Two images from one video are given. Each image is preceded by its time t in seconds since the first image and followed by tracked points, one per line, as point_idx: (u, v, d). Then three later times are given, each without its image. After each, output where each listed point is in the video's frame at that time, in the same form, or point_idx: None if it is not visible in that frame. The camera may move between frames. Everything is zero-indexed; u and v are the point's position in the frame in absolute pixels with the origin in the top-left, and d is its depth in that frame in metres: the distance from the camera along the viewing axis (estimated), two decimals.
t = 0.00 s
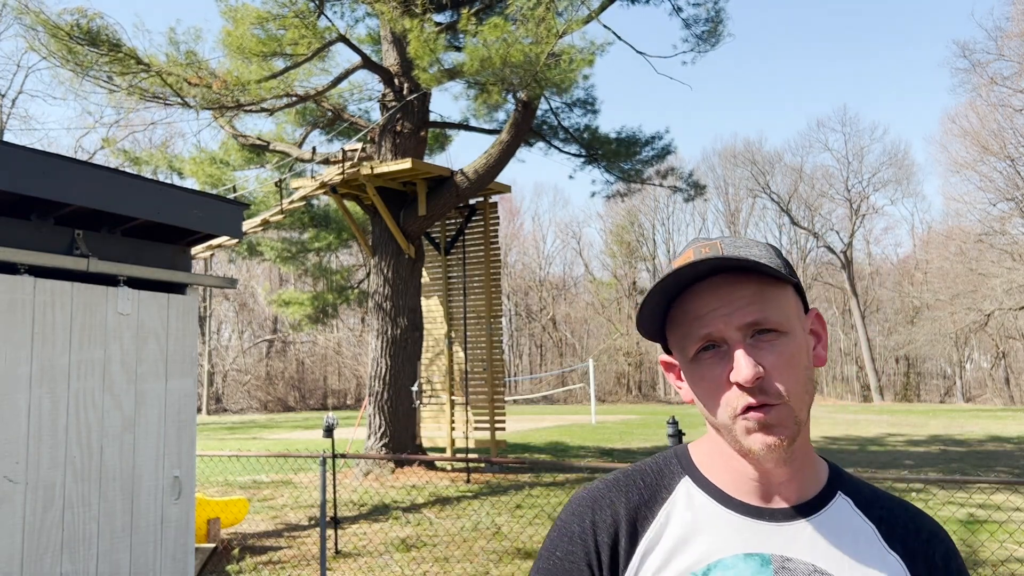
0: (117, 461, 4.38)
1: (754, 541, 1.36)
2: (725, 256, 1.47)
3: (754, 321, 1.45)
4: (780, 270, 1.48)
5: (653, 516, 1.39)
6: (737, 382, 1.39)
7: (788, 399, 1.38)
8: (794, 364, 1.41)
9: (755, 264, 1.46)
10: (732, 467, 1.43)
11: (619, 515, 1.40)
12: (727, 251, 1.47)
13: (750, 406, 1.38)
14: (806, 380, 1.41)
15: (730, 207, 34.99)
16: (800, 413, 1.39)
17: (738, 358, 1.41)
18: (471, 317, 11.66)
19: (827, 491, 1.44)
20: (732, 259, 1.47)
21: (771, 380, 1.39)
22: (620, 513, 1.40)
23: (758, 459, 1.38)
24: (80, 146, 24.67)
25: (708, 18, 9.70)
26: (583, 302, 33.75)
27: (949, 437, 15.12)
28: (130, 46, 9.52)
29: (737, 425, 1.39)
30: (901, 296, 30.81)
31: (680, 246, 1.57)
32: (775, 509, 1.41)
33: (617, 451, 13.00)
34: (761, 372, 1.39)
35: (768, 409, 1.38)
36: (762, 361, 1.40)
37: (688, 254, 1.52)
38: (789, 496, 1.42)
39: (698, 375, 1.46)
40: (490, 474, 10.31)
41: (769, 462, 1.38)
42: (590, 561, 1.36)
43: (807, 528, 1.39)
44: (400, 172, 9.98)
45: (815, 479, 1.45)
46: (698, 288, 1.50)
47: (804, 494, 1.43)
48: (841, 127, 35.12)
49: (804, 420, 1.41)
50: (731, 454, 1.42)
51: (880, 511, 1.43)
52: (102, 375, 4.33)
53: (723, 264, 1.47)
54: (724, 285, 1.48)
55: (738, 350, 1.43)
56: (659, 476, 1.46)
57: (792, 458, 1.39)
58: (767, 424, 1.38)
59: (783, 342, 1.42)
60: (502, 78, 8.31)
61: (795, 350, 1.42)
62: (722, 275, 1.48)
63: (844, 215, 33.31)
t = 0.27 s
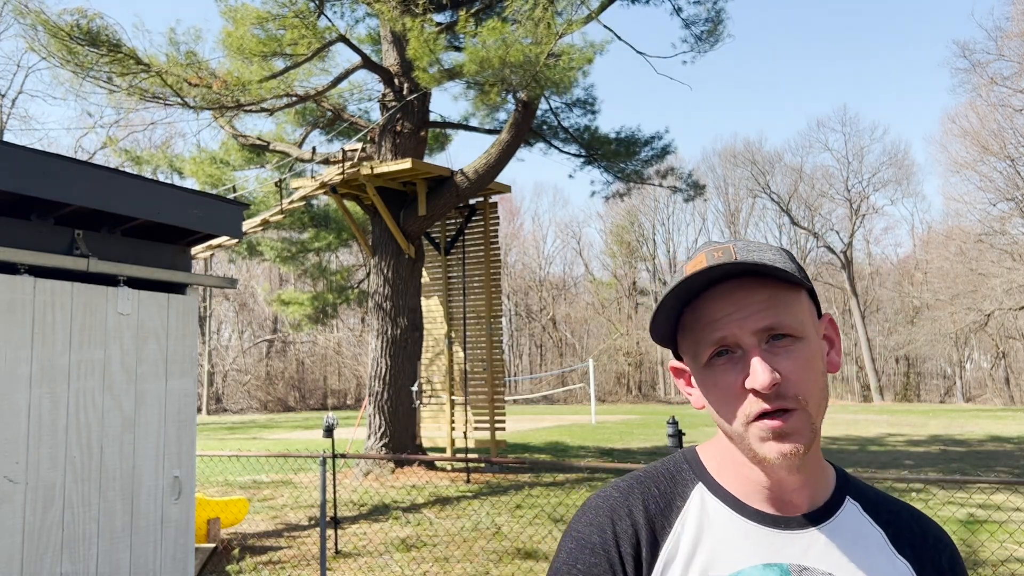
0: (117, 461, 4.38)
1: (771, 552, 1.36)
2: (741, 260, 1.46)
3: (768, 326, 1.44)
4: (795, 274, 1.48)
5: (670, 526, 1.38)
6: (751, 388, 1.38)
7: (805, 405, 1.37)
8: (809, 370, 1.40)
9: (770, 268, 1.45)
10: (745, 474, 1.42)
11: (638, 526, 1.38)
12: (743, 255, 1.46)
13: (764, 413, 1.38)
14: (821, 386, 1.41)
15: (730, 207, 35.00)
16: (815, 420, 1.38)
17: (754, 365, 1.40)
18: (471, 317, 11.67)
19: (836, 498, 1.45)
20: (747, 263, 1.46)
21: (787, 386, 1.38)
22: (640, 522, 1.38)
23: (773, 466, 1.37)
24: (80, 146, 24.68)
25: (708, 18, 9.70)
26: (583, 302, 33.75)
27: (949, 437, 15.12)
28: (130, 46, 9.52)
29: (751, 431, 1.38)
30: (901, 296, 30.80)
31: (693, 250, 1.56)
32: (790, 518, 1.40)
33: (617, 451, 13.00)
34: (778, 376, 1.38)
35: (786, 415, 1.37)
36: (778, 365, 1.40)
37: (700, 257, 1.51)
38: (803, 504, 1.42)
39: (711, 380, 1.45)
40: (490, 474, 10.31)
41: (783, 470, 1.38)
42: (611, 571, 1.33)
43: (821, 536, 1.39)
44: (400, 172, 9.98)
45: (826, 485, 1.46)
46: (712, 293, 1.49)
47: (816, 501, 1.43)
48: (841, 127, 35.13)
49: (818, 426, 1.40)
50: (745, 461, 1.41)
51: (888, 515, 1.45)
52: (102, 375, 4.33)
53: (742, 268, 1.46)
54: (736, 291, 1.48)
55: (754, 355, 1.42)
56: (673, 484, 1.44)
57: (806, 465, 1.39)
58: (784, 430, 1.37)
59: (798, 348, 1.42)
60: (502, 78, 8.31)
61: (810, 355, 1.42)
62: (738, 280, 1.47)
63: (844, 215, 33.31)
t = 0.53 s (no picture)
0: (117, 461, 4.38)
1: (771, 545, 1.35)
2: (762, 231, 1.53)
3: (781, 303, 1.47)
4: (807, 259, 1.55)
5: (671, 520, 1.38)
6: (760, 352, 1.38)
7: (814, 377, 1.37)
8: (819, 346, 1.40)
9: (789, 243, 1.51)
10: (746, 452, 1.41)
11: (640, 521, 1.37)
12: (762, 227, 1.53)
13: (771, 379, 1.37)
14: (828, 367, 1.41)
15: (730, 207, 34.99)
16: (823, 399, 1.37)
17: (766, 332, 1.40)
18: (471, 317, 11.67)
19: (837, 495, 1.45)
20: (767, 238, 1.54)
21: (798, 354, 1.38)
22: (641, 512, 1.38)
23: (777, 439, 1.36)
24: (80, 146, 24.69)
25: (708, 18, 9.69)
26: (583, 302, 33.75)
27: (950, 437, 15.11)
28: (130, 46, 9.52)
29: (757, 399, 1.37)
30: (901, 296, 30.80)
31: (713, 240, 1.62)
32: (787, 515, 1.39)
33: (617, 451, 13.00)
34: (788, 346, 1.38)
35: (796, 385, 1.36)
36: (790, 336, 1.40)
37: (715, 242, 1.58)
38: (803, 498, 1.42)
39: (721, 350, 1.45)
40: (490, 474, 10.31)
41: (787, 443, 1.37)
42: (612, 563, 1.33)
43: (824, 529, 1.39)
44: (400, 172, 9.98)
45: (827, 478, 1.46)
46: (726, 268, 1.54)
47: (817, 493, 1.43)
48: (842, 127, 35.11)
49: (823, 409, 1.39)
50: (746, 433, 1.40)
51: (889, 511, 1.45)
52: (102, 375, 4.34)
53: (764, 241, 1.54)
54: (751, 271, 1.52)
55: (765, 325, 1.42)
56: (674, 478, 1.45)
57: (809, 446, 1.38)
58: (793, 398, 1.35)
59: (809, 324, 1.44)
60: (501, 78, 8.30)
61: (819, 334, 1.43)
62: (756, 257, 1.54)
63: (844, 215, 33.29)
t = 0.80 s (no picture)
0: (117, 461, 4.38)
1: (753, 531, 1.36)
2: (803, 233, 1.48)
3: (803, 307, 1.44)
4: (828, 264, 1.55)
5: (655, 505, 1.42)
6: (783, 356, 1.36)
7: (825, 386, 1.37)
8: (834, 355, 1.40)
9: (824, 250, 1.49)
10: (744, 446, 1.40)
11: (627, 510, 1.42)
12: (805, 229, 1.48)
13: (790, 382, 1.35)
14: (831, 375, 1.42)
15: (730, 207, 34.99)
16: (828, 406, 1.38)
17: (793, 337, 1.37)
18: (471, 317, 11.67)
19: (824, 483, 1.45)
20: (799, 240, 1.50)
21: (819, 361, 1.37)
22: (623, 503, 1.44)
23: (782, 441, 1.36)
24: (80, 146, 24.71)
25: (708, 18, 9.69)
26: (583, 302, 33.74)
27: (949, 437, 15.12)
28: (130, 46, 9.51)
29: (771, 399, 1.35)
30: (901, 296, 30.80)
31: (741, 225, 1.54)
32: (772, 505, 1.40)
33: (617, 451, 13.00)
34: (811, 353, 1.36)
35: (811, 391, 1.35)
36: (813, 342, 1.38)
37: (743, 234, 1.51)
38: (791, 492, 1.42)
39: (740, 344, 1.40)
40: (490, 474, 10.31)
41: (788, 443, 1.37)
42: (595, 549, 1.39)
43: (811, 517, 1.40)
44: (400, 172, 9.97)
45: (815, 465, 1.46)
46: (756, 263, 1.47)
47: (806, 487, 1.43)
48: (841, 127, 35.12)
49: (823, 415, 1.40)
50: (752, 429, 1.38)
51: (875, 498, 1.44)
52: (102, 375, 4.33)
53: (803, 244, 1.50)
54: (779, 270, 1.48)
55: (791, 327, 1.39)
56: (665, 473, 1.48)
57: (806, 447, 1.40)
58: (808, 405, 1.35)
59: (827, 332, 1.43)
60: (501, 77, 8.30)
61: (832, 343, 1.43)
62: (787, 255, 1.50)
63: (844, 215, 33.29)
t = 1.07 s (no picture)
0: (117, 461, 4.38)
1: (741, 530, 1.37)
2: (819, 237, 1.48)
3: (813, 310, 1.43)
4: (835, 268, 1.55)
5: (646, 502, 1.45)
6: (794, 357, 1.34)
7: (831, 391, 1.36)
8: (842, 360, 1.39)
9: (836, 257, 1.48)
10: (745, 442, 1.40)
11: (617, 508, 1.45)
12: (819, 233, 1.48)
13: (800, 384, 1.34)
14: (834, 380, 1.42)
15: (730, 207, 35.00)
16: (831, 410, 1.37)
17: (804, 340, 1.36)
18: (471, 317, 11.67)
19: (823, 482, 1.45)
20: (814, 243, 1.49)
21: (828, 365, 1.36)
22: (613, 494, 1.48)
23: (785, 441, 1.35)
24: (79, 146, 24.74)
25: (709, 18, 9.70)
26: (583, 302, 33.74)
27: (950, 437, 15.11)
28: (130, 46, 9.52)
29: (776, 400, 1.34)
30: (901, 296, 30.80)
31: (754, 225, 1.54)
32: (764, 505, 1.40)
33: (617, 451, 13.00)
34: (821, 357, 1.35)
35: (816, 393, 1.34)
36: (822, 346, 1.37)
37: (753, 235, 1.49)
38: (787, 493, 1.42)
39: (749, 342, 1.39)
40: (490, 474, 10.31)
41: (791, 444, 1.36)
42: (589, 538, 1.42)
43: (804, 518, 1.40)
44: (400, 172, 9.97)
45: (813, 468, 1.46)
46: (768, 263, 1.46)
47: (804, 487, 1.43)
48: (841, 127, 35.13)
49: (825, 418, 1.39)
50: (756, 429, 1.37)
51: (877, 500, 1.43)
52: (102, 375, 4.33)
53: (815, 247, 1.49)
54: (791, 272, 1.46)
55: (802, 331, 1.38)
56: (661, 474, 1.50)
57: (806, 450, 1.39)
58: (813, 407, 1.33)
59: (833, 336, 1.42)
60: (500, 78, 8.30)
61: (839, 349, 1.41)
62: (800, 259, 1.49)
63: (844, 215, 33.27)
